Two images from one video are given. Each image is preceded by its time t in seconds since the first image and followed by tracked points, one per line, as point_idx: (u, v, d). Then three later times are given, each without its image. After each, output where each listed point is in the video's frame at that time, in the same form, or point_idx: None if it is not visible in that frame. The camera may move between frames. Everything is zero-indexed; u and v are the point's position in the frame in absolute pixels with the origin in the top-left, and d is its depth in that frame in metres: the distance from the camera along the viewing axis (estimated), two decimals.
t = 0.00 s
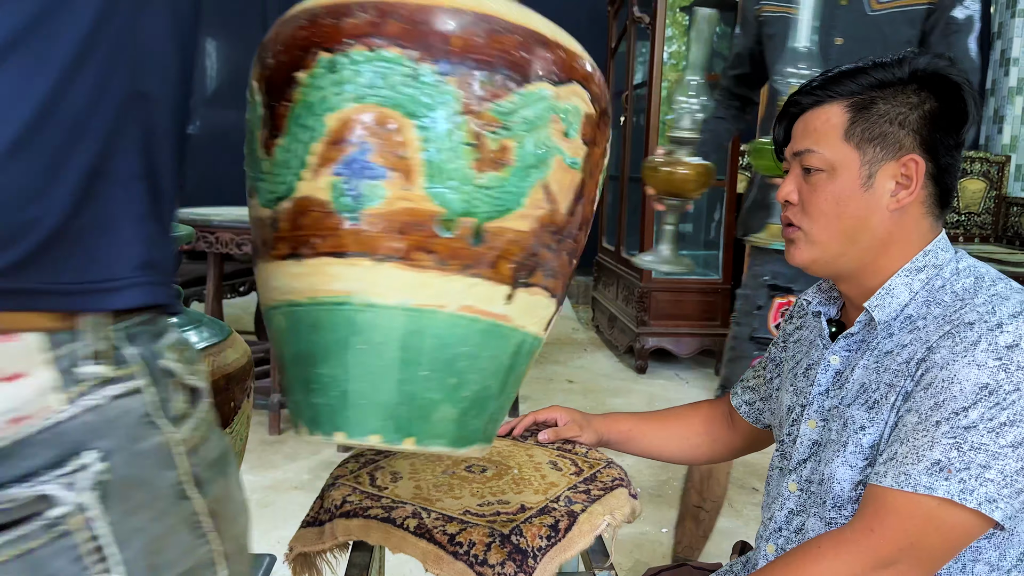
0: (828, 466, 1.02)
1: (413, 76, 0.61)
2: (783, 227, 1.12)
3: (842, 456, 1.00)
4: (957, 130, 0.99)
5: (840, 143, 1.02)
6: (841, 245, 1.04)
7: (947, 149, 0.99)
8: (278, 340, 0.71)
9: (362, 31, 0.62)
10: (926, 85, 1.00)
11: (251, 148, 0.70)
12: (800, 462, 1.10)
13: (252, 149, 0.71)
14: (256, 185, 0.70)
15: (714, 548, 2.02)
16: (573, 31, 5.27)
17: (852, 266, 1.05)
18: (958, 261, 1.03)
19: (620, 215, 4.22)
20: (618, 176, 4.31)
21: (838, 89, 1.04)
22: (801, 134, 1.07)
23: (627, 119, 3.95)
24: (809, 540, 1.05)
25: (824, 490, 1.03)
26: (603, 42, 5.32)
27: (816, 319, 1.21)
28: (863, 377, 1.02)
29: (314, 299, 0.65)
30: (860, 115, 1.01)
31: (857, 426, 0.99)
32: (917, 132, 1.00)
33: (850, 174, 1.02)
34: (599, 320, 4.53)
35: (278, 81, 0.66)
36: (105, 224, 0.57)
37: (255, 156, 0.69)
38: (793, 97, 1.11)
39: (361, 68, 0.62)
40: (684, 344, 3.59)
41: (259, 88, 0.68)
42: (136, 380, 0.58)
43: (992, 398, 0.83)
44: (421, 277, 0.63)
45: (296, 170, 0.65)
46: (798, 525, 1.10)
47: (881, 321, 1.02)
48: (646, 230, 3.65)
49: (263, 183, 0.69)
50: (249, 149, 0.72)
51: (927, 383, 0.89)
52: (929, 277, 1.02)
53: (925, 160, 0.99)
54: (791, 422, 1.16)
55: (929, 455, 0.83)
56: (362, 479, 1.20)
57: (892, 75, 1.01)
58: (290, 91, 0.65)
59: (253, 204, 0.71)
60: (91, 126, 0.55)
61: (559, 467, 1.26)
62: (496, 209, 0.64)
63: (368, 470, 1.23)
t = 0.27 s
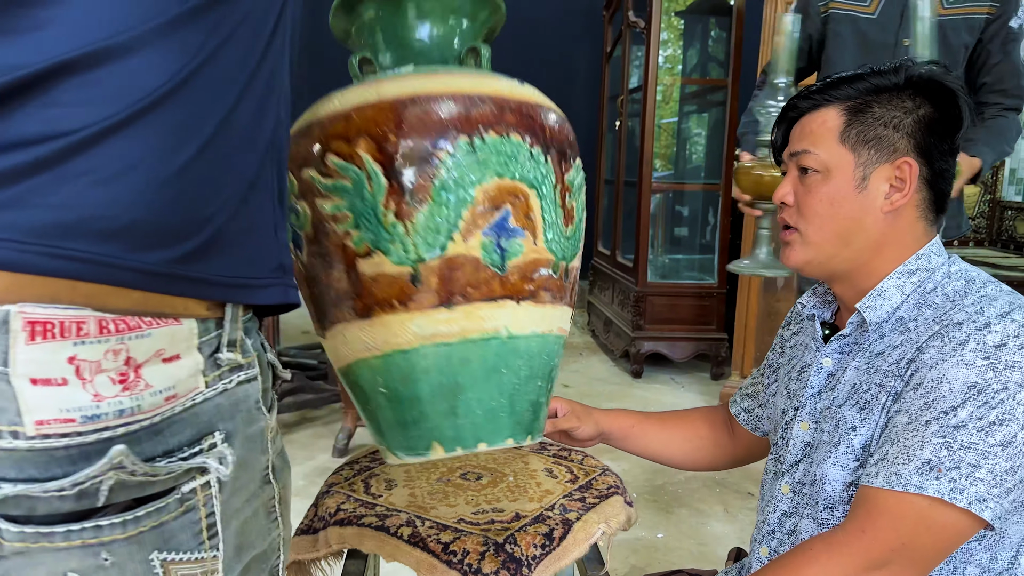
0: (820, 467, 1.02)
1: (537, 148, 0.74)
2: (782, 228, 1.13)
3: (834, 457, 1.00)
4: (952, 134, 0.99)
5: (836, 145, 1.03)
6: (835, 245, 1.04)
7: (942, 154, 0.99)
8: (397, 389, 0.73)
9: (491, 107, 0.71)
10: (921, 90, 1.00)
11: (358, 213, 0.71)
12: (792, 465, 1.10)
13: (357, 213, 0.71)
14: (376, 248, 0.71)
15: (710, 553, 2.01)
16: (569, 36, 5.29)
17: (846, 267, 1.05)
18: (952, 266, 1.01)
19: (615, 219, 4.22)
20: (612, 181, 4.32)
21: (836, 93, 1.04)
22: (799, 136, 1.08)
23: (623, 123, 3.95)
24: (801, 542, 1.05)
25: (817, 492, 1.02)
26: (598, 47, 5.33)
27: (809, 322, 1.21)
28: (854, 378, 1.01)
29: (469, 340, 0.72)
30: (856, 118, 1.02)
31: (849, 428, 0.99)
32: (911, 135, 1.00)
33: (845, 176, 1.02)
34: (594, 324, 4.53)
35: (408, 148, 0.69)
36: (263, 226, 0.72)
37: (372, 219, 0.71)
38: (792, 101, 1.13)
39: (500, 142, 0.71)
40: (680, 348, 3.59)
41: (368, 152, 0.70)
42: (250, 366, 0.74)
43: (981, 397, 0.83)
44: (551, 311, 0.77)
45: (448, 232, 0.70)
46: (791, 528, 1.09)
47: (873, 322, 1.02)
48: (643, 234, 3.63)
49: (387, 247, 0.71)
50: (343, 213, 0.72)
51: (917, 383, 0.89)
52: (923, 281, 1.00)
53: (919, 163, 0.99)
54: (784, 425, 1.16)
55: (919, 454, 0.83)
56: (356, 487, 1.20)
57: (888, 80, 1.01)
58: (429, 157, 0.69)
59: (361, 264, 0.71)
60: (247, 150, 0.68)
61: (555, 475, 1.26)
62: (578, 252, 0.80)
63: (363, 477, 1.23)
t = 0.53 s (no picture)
0: (814, 472, 1.01)
1: (542, 233, 1.05)
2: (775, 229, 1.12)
3: (828, 462, 0.99)
4: (948, 141, 0.98)
5: (831, 147, 1.02)
6: (828, 247, 1.04)
7: (937, 160, 0.98)
8: (431, 414, 1.06)
9: (515, 211, 1.00)
10: (918, 96, 0.99)
11: (409, 291, 0.99)
12: (786, 469, 1.09)
13: (405, 290, 0.99)
14: (423, 317, 1.00)
15: (706, 557, 2.00)
16: (566, 39, 5.28)
17: (839, 269, 1.05)
18: (945, 271, 1.00)
19: (611, 223, 4.22)
20: (608, 184, 4.31)
21: (833, 96, 1.03)
22: (795, 138, 1.07)
23: (619, 126, 3.95)
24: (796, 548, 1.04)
25: (811, 497, 1.02)
26: (594, 51, 5.34)
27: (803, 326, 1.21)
28: (848, 382, 1.00)
29: (491, 382, 1.05)
30: (852, 122, 1.01)
31: (843, 433, 0.98)
32: (906, 140, 0.99)
33: (838, 178, 1.01)
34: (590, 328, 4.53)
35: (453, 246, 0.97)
36: (274, 250, 0.79)
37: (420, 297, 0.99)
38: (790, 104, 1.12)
39: (520, 235, 1.01)
40: (675, 351, 3.59)
41: (417, 244, 0.96)
42: (261, 380, 0.81)
43: (975, 404, 0.82)
44: (541, 349, 1.11)
45: (481, 306, 1.01)
46: (786, 532, 1.09)
47: (866, 325, 1.01)
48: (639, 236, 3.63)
49: (432, 316, 1.00)
50: (395, 289, 0.99)
51: (912, 389, 0.88)
52: (916, 285, 1.00)
53: (913, 168, 0.98)
54: (779, 428, 1.15)
55: (913, 461, 0.82)
56: (347, 495, 1.19)
57: (885, 85, 1.00)
58: (469, 252, 0.98)
59: (408, 327, 1.00)
60: (264, 178, 0.76)
61: (548, 482, 1.25)
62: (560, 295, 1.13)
63: (355, 484, 1.22)
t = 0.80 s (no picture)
0: (815, 483, 1.00)
1: (544, 269, 1.10)
2: (772, 235, 1.11)
3: (830, 473, 0.98)
4: (950, 148, 0.96)
5: (830, 152, 1.01)
6: (824, 254, 1.02)
7: (938, 167, 0.96)
8: (431, 441, 1.12)
9: (521, 247, 1.06)
10: (921, 102, 0.97)
11: (415, 322, 1.04)
12: (786, 479, 1.08)
13: (413, 321, 1.04)
14: (428, 347, 1.05)
15: (705, 563, 1.99)
16: (564, 40, 5.27)
17: (835, 278, 1.03)
18: (947, 277, 1.00)
19: (609, 225, 4.20)
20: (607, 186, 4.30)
21: (833, 99, 1.02)
22: (795, 142, 1.06)
23: (617, 128, 3.94)
24: (798, 559, 1.03)
25: (812, 508, 1.01)
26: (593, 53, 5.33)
27: (801, 333, 1.19)
28: (848, 391, 0.99)
29: (490, 412, 1.11)
30: (852, 126, 0.99)
31: (844, 443, 0.97)
32: (907, 146, 0.97)
33: (837, 184, 1.00)
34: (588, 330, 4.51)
35: (461, 281, 1.03)
36: (274, 272, 0.76)
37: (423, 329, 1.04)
38: (790, 107, 1.10)
39: (524, 272, 1.07)
40: (674, 353, 3.58)
41: (426, 278, 1.02)
42: (260, 397, 0.78)
43: (980, 414, 0.81)
44: (539, 380, 1.16)
45: (484, 338, 1.06)
46: (787, 542, 1.08)
47: (866, 332, 0.99)
48: (637, 238, 3.61)
49: (437, 346, 1.05)
50: (403, 319, 1.04)
51: (915, 399, 0.87)
52: (916, 292, 0.98)
53: (913, 175, 0.96)
54: (778, 437, 1.14)
55: (918, 472, 0.81)
56: (342, 505, 1.18)
57: (887, 90, 0.98)
58: (476, 287, 1.03)
59: (413, 356, 1.06)
60: (268, 198, 0.73)
61: (545, 492, 1.24)
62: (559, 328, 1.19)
63: (349, 495, 1.21)
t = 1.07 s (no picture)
0: (820, 497, 0.98)
1: (553, 297, 1.07)
2: (773, 242, 1.08)
3: (835, 487, 0.96)
4: (957, 155, 0.94)
5: (833, 157, 0.99)
6: (827, 262, 1.00)
7: (943, 177, 0.95)
8: (421, 463, 1.09)
9: (530, 271, 1.04)
10: (927, 108, 0.95)
11: (412, 338, 1.01)
12: (790, 492, 1.06)
13: (410, 337, 1.02)
14: (424, 366, 1.02)
15: (708, 570, 1.97)
16: (564, 40, 5.26)
17: (838, 286, 1.02)
18: (950, 287, 0.98)
19: (609, 226, 4.18)
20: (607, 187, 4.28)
21: (838, 103, 1.00)
22: (798, 146, 1.03)
23: (617, 129, 3.92)
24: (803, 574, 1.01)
25: (817, 523, 0.99)
26: (592, 54, 5.31)
27: (802, 342, 1.17)
28: (853, 404, 0.97)
29: (484, 439, 1.08)
30: (857, 132, 0.98)
31: (850, 457, 0.95)
32: (913, 153, 0.96)
33: (841, 191, 0.98)
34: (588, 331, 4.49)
35: (461, 300, 1.00)
36: (270, 290, 0.73)
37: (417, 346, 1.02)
38: (793, 111, 1.09)
39: (530, 296, 1.04)
40: (674, 356, 3.56)
41: (427, 293, 1.00)
42: (255, 411, 0.76)
43: (990, 429, 0.79)
44: (541, 412, 1.13)
45: (482, 362, 1.03)
46: (791, 556, 1.06)
47: (870, 343, 0.97)
48: (638, 240, 3.59)
49: (434, 366, 1.03)
50: (400, 335, 1.02)
51: (922, 413, 0.85)
52: (921, 301, 0.96)
53: (918, 183, 0.95)
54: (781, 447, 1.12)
55: (928, 490, 0.79)
56: (341, 522, 1.13)
57: (893, 95, 0.96)
58: (477, 308, 1.01)
59: (408, 374, 1.03)
60: (265, 213, 0.71)
61: (545, 500, 1.23)
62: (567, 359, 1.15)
63: (346, 510, 1.17)
